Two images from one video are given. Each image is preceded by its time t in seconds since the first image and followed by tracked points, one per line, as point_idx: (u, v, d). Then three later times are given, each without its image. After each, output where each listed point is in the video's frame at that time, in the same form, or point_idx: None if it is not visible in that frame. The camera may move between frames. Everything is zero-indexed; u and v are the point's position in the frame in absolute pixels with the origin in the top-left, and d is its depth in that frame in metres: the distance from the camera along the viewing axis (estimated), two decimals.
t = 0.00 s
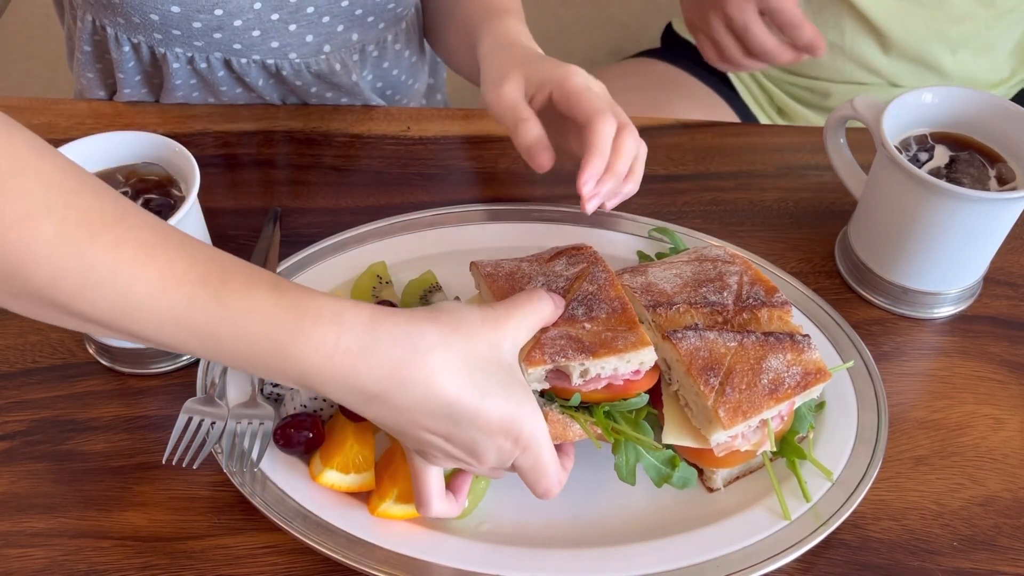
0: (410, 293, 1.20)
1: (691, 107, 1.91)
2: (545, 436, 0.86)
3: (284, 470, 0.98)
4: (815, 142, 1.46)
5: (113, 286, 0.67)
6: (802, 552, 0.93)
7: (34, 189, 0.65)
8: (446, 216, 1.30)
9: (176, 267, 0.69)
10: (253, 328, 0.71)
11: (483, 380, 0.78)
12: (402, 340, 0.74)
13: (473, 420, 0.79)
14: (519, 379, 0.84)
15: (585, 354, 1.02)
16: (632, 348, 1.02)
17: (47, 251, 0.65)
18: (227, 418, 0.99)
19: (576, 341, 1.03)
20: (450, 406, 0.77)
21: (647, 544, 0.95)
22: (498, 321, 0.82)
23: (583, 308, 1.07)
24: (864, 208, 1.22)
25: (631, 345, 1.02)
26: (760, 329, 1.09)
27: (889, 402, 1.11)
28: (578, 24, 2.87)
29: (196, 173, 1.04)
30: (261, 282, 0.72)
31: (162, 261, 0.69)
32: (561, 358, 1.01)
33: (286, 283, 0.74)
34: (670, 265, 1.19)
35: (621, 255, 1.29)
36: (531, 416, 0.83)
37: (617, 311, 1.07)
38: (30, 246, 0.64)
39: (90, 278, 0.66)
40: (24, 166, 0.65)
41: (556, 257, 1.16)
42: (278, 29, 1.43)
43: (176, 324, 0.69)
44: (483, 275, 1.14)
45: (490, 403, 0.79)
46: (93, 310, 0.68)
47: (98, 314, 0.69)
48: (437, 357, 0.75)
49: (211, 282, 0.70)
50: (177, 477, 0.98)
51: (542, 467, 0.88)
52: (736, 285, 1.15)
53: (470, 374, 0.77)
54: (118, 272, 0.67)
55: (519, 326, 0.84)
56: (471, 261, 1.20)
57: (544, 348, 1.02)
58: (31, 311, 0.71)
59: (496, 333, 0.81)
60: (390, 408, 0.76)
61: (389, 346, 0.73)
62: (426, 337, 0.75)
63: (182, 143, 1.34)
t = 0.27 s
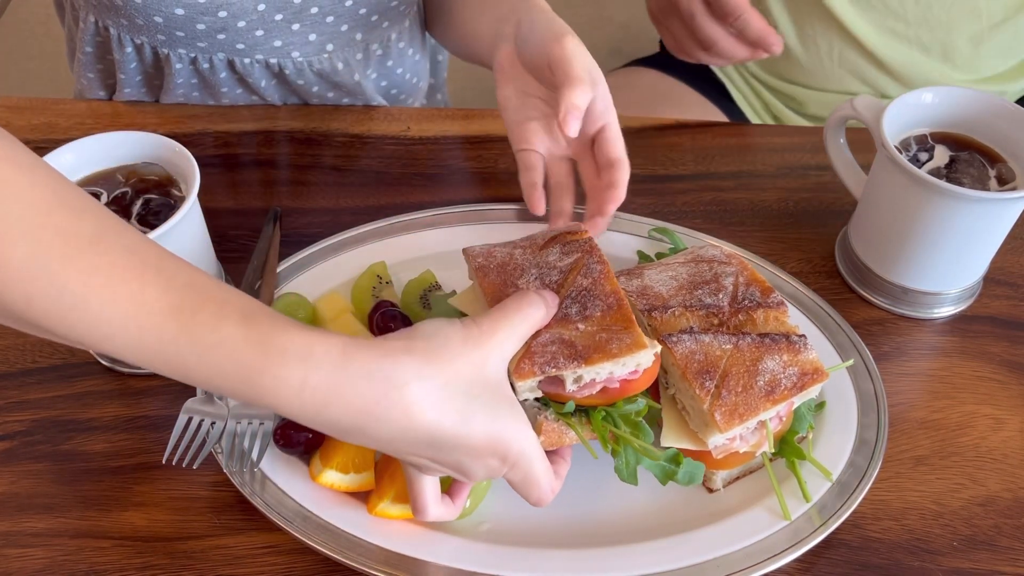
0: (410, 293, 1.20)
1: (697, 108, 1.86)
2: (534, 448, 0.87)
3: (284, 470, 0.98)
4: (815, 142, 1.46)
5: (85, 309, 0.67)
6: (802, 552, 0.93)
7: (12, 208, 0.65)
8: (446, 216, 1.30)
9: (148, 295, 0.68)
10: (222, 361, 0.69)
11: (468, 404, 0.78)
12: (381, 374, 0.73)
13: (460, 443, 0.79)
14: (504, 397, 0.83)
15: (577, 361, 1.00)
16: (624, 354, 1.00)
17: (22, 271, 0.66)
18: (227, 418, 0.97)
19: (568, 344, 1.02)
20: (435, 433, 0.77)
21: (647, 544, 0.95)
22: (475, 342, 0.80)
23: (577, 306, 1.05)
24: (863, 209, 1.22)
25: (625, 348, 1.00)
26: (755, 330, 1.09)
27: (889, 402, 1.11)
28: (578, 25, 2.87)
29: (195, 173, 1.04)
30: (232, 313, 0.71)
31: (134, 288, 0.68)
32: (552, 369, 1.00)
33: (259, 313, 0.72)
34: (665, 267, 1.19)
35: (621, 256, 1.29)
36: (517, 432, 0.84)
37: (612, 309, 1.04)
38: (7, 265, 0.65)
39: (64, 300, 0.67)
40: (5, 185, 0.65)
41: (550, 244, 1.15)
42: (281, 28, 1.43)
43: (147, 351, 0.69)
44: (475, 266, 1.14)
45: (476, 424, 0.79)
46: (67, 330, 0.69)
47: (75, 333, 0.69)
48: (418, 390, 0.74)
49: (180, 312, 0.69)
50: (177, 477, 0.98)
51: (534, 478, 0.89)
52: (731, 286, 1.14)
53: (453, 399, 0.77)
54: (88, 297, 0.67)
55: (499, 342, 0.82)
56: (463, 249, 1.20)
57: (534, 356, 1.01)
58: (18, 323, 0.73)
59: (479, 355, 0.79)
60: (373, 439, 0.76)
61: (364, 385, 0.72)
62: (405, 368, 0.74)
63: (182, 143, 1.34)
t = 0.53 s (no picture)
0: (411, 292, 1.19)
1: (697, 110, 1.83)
2: (504, 448, 0.85)
3: (285, 470, 0.98)
4: (815, 142, 1.46)
5: (33, 317, 0.66)
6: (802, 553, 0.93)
7: None
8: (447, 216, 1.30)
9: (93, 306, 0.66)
10: (168, 376, 0.67)
11: (430, 412, 0.75)
12: (333, 391, 0.69)
13: (424, 451, 0.77)
14: (470, 402, 0.80)
15: (552, 363, 0.96)
16: (600, 355, 0.96)
17: None
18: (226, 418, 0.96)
19: (544, 340, 0.97)
20: (396, 443, 0.74)
21: (647, 544, 0.95)
22: (436, 348, 0.76)
23: (556, 298, 1.00)
24: (864, 209, 1.22)
25: (604, 347, 0.96)
26: (755, 330, 1.10)
27: (889, 401, 1.11)
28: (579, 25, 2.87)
29: (195, 174, 1.04)
30: (177, 325, 0.67)
31: (80, 298, 0.66)
32: (525, 371, 0.95)
33: (205, 324, 0.68)
34: (664, 267, 1.19)
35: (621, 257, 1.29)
36: (485, 436, 0.81)
37: (592, 302, 1.00)
38: None
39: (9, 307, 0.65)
40: None
41: (532, 226, 1.10)
42: (280, 29, 1.42)
43: (94, 360, 0.67)
44: (454, 249, 1.10)
45: (439, 432, 0.76)
46: (19, 333, 0.67)
47: (25, 337, 0.68)
48: (374, 405, 0.71)
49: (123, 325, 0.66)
50: (176, 477, 0.98)
51: (507, 477, 0.87)
52: (730, 286, 1.14)
53: (415, 409, 0.74)
54: (36, 305, 0.65)
55: (463, 346, 0.78)
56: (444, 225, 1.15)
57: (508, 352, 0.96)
58: None
59: (440, 361, 0.76)
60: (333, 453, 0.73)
61: (313, 405, 0.69)
62: (361, 382, 0.70)
63: (182, 143, 1.34)
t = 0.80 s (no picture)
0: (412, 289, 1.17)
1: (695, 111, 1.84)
2: (459, 386, 0.80)
3: (285, 470, 0.98)
4: (815, 142, 1.46)
5: None
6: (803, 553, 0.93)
7: None
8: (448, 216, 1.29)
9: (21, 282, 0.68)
10: (91, 333, 0.69)
11: (368, 354, 0.72)
12: (253, 346, 0.67)
13: (368, 394, 0.74)
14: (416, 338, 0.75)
15: (505, 297, 0.82)
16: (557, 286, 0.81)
17: None
18: (227, 418, 0.98)
19: (501, 271, 0.82)
20: (334, 391, 0.72)
21: (647, 545, 0.95)
22: (367, 290, 0.70)
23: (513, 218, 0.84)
24: (864, 209, 1.22)
25: (562, 276, 0.81)
26: (755, 330, 1.09)
27: (890, 402, 1.11)
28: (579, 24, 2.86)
29: (195, 175, 1.03)
30: (97, 286, 0.68)
31: (10, 258, 0.68)
32: (476, 308, 0.82)
33: (118, 286, 0.68)
34: (665, 267, 1.19)
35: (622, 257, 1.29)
36: (436, 373, 0.77)
37: (553, 222, 0.83)
38: None
39: None
40: None
41: (494, 137, 0.91)
42: (273, 28, 1.42)
43: (31, 321, 0.70)
44: (410, 169, 0.93)
45: (379, 372, 0.73)
46: None
47: None
48: (300, 355, 0.68)
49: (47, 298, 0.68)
50: (176, 477, 0.98)
51: (461, 417, 0.84)
52: (730, 286, 1.14)
53: (350, 352, 0.70)
54: None
55: (400, 283, 0.71)
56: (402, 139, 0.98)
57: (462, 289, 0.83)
58: None
59: (372, 304, 0.70)
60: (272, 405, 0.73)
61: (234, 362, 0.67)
62: (282, 334, 0.67)
63: (181, 143, 1.34)
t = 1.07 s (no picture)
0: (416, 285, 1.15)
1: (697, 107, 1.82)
2: (374, 364, 0.87)
3: (284, 470, 0.98)
4: (815, 142, 1.45)
5: None
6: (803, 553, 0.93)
7: None
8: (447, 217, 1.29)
9: None
10: (32, 259, 0.77)
11: (275, 317, 0.79)
12: (177, 287, 0.75)
13: (270, 349, 0.82)
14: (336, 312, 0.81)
15: (422, 291, 0.79)
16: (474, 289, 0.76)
17: None
18: (226, 419, 1.00)
19: (434, 265, 0.80)
20: (247, 337, 0.80)
21: (646, 545, 0.95)
22: (292, 256, 0.77)
23: (470, 218, 0.81)
24: (864, 209, 1.22)
25: (479, 284, 0.76)
26: (755, 330, 1.09)
27: (890, 402, 1.11)
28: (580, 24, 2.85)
29: (195, 175, 1.03)
30: (41, 222, 0.76)
31: None
32: (393, 295, 0.80)
33: (65, 219, 0.76)
34: (665, 267, 1.19)
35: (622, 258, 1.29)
36: (347, 350, 0.84)
37: (496, 229, 0.78)
38: None
39: None
40: None
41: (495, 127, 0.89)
42: (260, 23, 1.42)
43: None
44: (417, 146, 0.98)
45: (288, 333, 0.80)
46: None
47: None
48: (215, 305, 0.76)
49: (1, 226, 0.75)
50: (176, 477, 0.98)
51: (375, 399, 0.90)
52: (730, 286, 1.14)
53: (260, 313, 0.78)
54: None
55: (328, 256, 0.78)
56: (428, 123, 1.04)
57: (393, 271, 0.82)
58: None
59: (294, 268, 0.77)
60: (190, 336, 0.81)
61: (159, 298, 0.76)
62: (203, 280, 0.74)
63: (180, 142, 1.34)
